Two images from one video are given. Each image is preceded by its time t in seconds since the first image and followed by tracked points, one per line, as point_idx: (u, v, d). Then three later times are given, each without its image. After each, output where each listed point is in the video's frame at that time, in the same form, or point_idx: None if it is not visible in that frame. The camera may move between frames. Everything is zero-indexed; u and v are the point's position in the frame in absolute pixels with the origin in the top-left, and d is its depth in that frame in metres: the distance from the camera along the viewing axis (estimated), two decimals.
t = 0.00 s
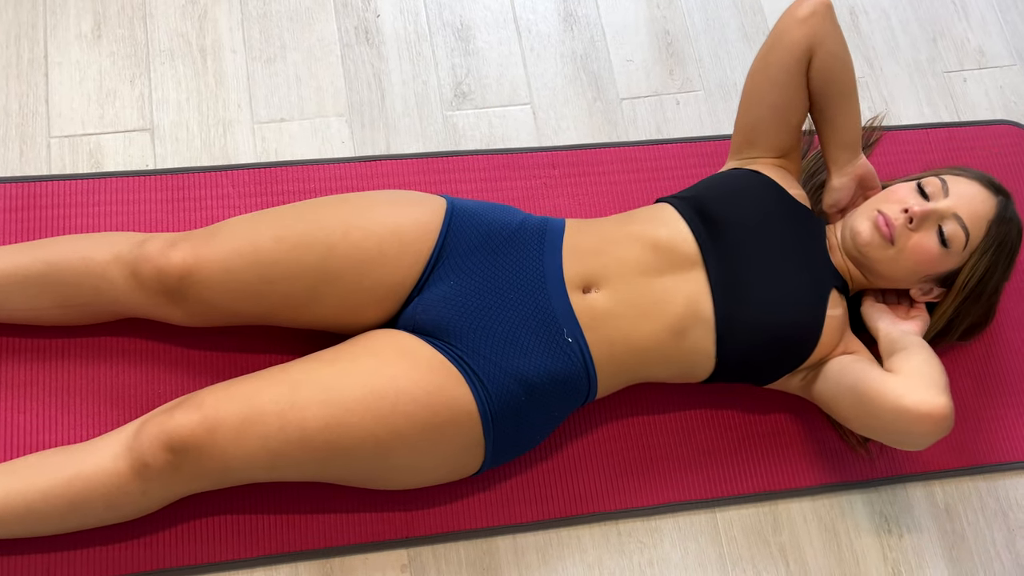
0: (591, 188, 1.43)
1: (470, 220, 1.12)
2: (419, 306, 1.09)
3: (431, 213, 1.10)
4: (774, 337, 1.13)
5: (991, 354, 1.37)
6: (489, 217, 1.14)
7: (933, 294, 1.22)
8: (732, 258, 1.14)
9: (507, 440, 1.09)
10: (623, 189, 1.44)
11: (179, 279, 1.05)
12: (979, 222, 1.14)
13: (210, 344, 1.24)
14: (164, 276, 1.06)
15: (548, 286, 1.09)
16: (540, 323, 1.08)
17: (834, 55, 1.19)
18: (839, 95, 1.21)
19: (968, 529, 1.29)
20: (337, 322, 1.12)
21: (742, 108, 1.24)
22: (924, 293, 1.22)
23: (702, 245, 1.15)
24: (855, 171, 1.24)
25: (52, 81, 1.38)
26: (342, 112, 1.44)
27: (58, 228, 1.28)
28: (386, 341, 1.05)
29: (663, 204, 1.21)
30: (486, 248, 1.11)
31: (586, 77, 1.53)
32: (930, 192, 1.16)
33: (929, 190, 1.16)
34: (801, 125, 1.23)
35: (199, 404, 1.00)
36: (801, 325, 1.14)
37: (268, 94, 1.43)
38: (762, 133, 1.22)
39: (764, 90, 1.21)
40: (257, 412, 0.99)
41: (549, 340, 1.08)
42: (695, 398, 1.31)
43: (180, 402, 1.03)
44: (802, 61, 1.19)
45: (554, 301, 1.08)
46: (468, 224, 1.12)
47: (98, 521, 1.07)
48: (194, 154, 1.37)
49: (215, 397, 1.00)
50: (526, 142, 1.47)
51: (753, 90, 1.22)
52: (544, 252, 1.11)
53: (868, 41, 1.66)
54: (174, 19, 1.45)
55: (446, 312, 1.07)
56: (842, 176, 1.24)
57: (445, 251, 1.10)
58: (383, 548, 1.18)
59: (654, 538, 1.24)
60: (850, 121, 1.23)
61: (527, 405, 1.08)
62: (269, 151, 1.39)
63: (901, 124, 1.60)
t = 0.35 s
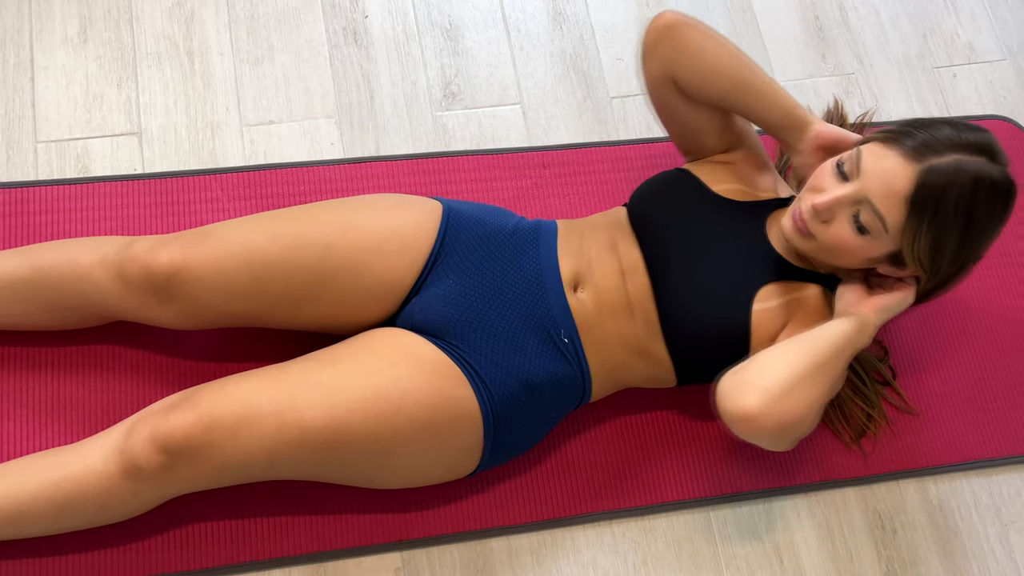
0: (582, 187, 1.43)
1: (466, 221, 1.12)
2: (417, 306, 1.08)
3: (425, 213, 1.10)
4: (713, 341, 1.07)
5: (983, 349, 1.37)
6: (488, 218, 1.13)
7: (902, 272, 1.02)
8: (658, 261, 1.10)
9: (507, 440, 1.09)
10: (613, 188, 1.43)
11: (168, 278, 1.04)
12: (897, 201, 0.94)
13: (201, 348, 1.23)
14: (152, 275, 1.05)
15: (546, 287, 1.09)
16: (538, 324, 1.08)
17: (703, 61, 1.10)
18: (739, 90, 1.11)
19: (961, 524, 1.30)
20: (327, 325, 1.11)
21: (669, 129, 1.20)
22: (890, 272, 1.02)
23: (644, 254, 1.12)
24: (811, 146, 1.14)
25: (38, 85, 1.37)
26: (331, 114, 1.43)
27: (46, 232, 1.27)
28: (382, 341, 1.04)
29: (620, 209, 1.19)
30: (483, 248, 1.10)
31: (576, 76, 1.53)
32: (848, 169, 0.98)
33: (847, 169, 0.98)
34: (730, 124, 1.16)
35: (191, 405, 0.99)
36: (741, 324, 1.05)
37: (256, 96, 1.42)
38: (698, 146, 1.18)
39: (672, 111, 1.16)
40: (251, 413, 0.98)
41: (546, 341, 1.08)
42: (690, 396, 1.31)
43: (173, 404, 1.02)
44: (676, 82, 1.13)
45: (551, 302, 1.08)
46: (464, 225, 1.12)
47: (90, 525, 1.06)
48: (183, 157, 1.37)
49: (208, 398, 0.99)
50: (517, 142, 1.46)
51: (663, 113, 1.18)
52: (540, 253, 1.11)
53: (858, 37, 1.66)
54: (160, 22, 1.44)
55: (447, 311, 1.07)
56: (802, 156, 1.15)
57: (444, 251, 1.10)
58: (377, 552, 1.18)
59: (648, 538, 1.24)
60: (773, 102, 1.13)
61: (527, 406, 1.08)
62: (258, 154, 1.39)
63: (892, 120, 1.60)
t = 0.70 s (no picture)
0: (576, 185, 1.42)
1: (461, 221, 1.12)
2: (414, 307, 1.08)
3: (419, 214, 1.09)
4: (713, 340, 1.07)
5: (978, 344, 1.38)
6: (481, 219, 1.13)
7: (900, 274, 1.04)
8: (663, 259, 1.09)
9: (504, 441, 1.09)
10: (606, 187, 1.43)
11: (163, 288, 1.04)
12: (896, 206, 0.96)
13: (194, 351, 1.23)
14: (145, 278, 1.04)
15: (541, 287, 1.08)
16: (534, 324, 1.07)
17: (693, 74, 1.10)
18: (730, 99, 1.11)
19: (957, 519, 1.30)
20: (321, 327, 1.11)
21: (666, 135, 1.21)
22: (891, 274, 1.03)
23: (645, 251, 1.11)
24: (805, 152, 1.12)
25: (28, 88, 1.36)
26: (323, 114, 1.42)
27: (38, 237, 1.26)
28: (374, 344, 1.04)
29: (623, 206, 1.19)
30: (478, 249, 1.10)
31: (568, 74, 1.52)
32: (847, 176, 0.99)
33: (847, 174, 0.99)
34: (725, 130, 1.16)
35: (188, 407, 0.99)
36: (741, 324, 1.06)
37: (247, 97, 1.42)
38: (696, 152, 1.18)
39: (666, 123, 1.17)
40: (248, 414, 0.97)
41: (542, 342, 1.08)
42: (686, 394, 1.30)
43: (169, 407, 1.01)
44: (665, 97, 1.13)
45: (546, 302, 1.08)
46: (459, 225, 1.11)
47: (86, 528, 1.06)
48: (174, 160, 1.36)
49: (205, 401, 0.99)
50: (510, 141, 1.46)
51: (659, 122, 1.18)
52: (535, 253, 1.11)
53: (850, 32, 1.66)
54: (150, 23, 1.43)
55: (442, 313, 1.06)
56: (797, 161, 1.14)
57: (438, 253, 1.09)
58: (373, 553, 1.18)
59: (645, 536, 1.23)
60: (766, 109, 1.12)
61: (523, 407, 1.08)
62: (250, 155, 1.38)
63: (885, 115, 1.59)
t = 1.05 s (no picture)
0: (572, 182, 1.42)
1: (452, 220, 1.11)
2: (405, 307, 1.07)
3: (412, 213, 1.09)
4: (737, 336, 1.11)
5: (976, 339, 1.37)
6: (472, 216, 1.13)
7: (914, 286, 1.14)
8: (696, 255, 1.12)
9: (498, 439, 1.09)
10: (603, 183, 1.43)
11: (157, 288, 1.04)
12: (956, 215, 1.06)
13: (191, 351, 1.23)
14: (140, 281, 1.04)
15: (534, 284, 1.08)
16: (527, 321, 1.07)
17: (781, 54, 1.16)
18: (795, 89, 1.18)
19: (955, 513, 1.30)
20: (317, 326, 1.11)
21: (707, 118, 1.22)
22: (907, 285, 1.13)
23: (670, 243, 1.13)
24: (839, 158, 1.19)
25: (22, 88, 1.36)
26: (319, 112, 1.42)
27: (33, 238, 1.26)
28: (369, 343, 1.04)
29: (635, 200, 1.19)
30: (470, 247, 1.10)
31: (563, 70, 1.52)
32: (906, 181, 1.08)
33: (906, 180, 1.08)
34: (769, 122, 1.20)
35: (184, 409, 0.99)
36: (767, 321, 1.11)
37: (242, 95, 1.41)
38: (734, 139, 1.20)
39: (721, 99, 1.19)
40: (245, 416, 0.98)
41: (536, 339, 1.07)
42: (682, 390, 1.30)
43: (166, 408, 1.01)
44: (739, 70, 1.17)
45: (539, 299, 1.08)
46: (451, 224, 1.11)
47: (84, 531, 1.06)
48: (169, 159, 1.36)
49: (201, 403, 0.99)
50: (506, 138, 1.46)
51: (710, 99, 1.20)
52: (527, 251, 1.10)
53: (847, 26, 1.66)
54: (144, 22, 1.43)
55: (433, 312, 1.06)
56: (824, 166, 1.20)
57: (430, 251, 1.09)
58: (372, 552, 1.18)
59: (643, 532, 1.23)
60: (818, 108, 1.19)
61: (517, 404, 1.07)
62: (245, 154, 1.38)
63: (881, 109, 1.59)
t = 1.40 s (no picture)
0: (570, 182, 1.42)
1: (448, 220, 1.12)
2: (400, 307, 1.08)
3: (409, 213, 1.10)
4: (756, 331, 1.13)
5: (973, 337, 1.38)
6: (468, 216, 1.13)
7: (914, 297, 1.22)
8: (729, 250, 1.14)
9: (494, 438, 1.09)
10: (601, 183, 1.43)
11: (155, 287, 1.04)
12: (968, 228, 1.15)
13: (190, 352, 1.23)
14: (139, 281, 1.05)
15: (530, 284, 1.08)
16: (522, 321, 1.07)
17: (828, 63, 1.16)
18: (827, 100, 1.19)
19: (952, 511, 1.30)
20: (316, 326, 1.11)
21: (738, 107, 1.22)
22: (902, 293, 1.21)
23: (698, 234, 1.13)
24: (847, 171, 1.22)
25: (20, 88, 1.36)
26: (316, 112, 1.42)
27: (31, 238, 1.26)
28: (366, 343, 1.04)
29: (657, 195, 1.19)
30: (466, 247, 1.10)
31: (561, 70, 1.52)
32: (925, 193, 1.15)
33: (924, 193, 1.16)
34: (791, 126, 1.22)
35: (182, 410, 0.99)
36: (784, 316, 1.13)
37: (239, 95, 1.41)
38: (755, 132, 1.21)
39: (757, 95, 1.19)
40: (241, 417, 0.98)
41: (531, 338, 1.07)
42: (679, 388, 1.31)
43: (164, 409, 1.02)
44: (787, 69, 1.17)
45: (535, 298, 1.08)
46: (447, 224, 1.11)
47: (82, 531, 1.06)
48: (167, 159, 1.36)
49: (198, 404, 0.99)
50: (503, 138, 1.46)
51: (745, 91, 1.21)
52: (524, 251, 1.11)
53: (844, 26, 1.66)
54: (142, 23, 1.43)
55: (428, 312, 1.06)
56: (832, 176, 1.23)
57: (425, 251, 1.09)
58: (370, 551, 1.18)
59: (640, 531, 1.24)
60: (841, 122, 1.20)
61: (513, 403, 1.08)
62: (243, 154, 1.38)
63: (878, 108, 1.59)
